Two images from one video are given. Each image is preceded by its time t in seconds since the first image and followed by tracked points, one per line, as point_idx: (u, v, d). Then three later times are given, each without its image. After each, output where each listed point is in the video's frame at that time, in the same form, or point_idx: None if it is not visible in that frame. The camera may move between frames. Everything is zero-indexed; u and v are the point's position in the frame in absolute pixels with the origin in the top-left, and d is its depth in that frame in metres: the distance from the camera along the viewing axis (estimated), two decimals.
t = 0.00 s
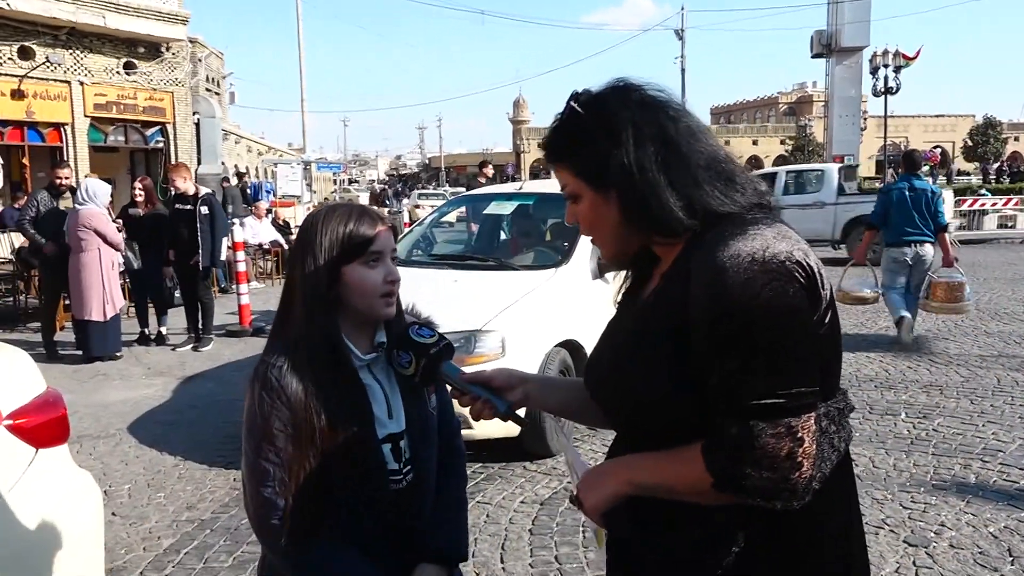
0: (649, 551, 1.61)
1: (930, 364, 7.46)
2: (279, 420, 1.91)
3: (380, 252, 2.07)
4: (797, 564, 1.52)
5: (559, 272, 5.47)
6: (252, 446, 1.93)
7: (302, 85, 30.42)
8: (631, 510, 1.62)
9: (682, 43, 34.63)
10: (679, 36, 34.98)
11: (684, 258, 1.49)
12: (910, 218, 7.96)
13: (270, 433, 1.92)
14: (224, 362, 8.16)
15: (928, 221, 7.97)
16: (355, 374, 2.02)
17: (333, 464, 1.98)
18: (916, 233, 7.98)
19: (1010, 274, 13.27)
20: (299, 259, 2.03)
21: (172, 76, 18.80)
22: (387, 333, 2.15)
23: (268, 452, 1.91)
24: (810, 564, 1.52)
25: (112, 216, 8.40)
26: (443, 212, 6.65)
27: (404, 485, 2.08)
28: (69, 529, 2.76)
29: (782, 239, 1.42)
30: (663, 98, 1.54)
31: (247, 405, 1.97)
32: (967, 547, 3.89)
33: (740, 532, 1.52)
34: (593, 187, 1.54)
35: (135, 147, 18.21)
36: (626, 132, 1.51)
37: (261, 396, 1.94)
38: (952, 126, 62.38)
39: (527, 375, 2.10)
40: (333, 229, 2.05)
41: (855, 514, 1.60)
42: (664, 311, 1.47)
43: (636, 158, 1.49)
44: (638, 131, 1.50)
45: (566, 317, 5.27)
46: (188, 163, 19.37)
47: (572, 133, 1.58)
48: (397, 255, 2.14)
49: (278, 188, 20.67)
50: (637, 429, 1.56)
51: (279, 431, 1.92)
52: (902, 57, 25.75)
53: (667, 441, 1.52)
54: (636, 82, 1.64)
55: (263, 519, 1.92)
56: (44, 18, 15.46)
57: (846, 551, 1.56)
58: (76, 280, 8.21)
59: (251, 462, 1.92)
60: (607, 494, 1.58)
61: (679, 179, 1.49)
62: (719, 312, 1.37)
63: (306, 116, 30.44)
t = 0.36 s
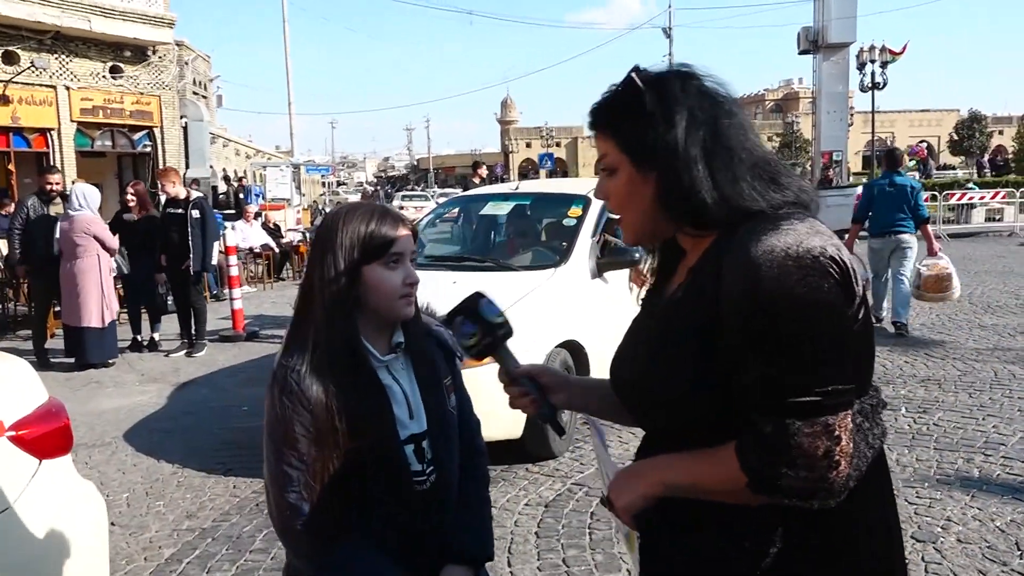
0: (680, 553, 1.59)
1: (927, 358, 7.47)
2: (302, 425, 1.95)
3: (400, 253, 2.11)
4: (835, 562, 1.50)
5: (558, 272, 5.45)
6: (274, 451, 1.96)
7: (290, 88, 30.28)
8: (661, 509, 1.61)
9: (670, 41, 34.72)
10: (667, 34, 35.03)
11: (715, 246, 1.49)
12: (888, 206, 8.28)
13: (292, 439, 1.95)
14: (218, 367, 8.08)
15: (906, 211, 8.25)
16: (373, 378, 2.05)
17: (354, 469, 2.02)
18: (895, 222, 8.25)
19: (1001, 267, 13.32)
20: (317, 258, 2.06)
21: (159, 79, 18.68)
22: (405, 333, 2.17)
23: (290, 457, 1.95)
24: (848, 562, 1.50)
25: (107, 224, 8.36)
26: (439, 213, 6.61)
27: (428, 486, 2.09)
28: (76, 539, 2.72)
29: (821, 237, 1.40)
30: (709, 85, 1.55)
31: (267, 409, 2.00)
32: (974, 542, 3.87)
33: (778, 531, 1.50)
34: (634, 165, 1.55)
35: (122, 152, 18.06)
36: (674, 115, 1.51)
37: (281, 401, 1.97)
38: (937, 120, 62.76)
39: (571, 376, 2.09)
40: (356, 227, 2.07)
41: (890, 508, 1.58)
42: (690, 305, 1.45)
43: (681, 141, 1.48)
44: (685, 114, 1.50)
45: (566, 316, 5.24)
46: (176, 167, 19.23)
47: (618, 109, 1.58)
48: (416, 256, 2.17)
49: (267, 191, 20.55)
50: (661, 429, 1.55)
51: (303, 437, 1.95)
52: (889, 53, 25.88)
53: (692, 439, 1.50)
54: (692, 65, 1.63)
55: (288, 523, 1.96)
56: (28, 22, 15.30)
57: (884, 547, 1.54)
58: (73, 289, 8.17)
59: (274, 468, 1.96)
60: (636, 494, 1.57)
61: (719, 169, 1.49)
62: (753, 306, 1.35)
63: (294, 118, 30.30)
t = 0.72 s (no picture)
0: (692, 555, 1.66)
1: (910, 366, 7.54)
2: (310, 429, 1.99)
3: (415, 261, 2.19)
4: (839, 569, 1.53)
5: (547, 279, 5.46)
6: (284, 455, 2.00)
7: (269, 96, 30.08)
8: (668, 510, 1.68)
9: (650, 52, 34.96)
10: (647, 44, 35.19)
11: (744, 251, 1.58)
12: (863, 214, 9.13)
13: (301, 442, 1.99)
14: (200, 377, 8.00)
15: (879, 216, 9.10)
16: (384, 382, 2.12)
17: (365, 473, 2.08)
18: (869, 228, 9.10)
19: (978, 276, 13.49)
20: (334, 261, 2.13)
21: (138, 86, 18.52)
22: (415, 339, 2.24)
23: (300, 461, 1.98)
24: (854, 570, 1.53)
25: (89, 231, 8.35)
26: (425, 220, 6.59)
27: (437, 490, 2.17)
28: (72, 548, 2.73)
29: (843, 243, 1.47)
30: (739, 92, 1.64)
31: (277, 413, 2.04)
32: (963, 547, 3.91)
33: (787, 542, 1.55)
34: (661, 168, 1.65)
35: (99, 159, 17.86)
36: (704, 117, 1.61)
37: (291, 405, 2.01)
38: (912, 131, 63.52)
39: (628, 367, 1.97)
40: (376, 231, 2.15)
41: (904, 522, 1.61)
42: (714, 314, 1.55)
43: (708, 144, 1.59)
44: (714, 118, 1.60)
45: (556, 325, 5.25)
46: (155, 174, 19.06)
47: (647, 115, 1.69)
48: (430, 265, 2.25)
49: (247, 200, 20.40)
50: (685, 433, 1.64)
51: (311, 442, 1.99)
52: (866, 65, 26.23)
53: (714, 446, 1.59)
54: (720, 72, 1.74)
55: (294, 524, 1.99)
56: (5, 28, 15.12)
57: (894, 559, 1.57)
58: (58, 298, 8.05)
59: (284, 472, 2.00)
60: (647, 492, 1.66)
61: (747, 170, 1.58)
62: (780, 313, 1.41)
63: (274, 126, 30.12)
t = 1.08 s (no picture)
0: (696, 551, 1.67)
1: (906, 366, 7.57)
2: (310, 423, 2.00)
3: (421, 259, 2.19)
4: (837, 564, 1.54)
5: (545, 279, 5.46)
6: (284, 448, 2.02)
7: (266, 94, 30.04)
8: (671, 507, 1.70)
9: (647, 52, 34.99)
10: (644, 44, 35.20)
11: (753, 246, 1.59)
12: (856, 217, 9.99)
13: (301, 436, 2.00)
14: (197, 375, 8.00)
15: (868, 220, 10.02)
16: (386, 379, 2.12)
17: (367, 469, 2.09)
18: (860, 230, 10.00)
19: (974, 277, 13.53)
20: (339, 257, 2.15)
21: (135, 84, 18.49)
22: (420, 336, 2.25)
23: (299, 454, 2.00)
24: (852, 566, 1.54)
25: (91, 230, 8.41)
26: (423, 219, 6.60)
27: (436, 487, 2.18)
28: (73, 544, 2.74)
29: (851, 240, 1.48)
30: (748, 90, 1.65)
31: (278, 406, 2.06)
32: (958, 547, 3.92)
33: (788, 539, 1.56)
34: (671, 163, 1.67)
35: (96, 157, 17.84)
36: (714, 113, 1.63)
37: (292, 399, 2.03)
38: (908, 133, 63.63)
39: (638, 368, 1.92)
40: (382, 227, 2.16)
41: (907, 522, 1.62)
42: (721, 311, 1.57)
43: (718, 139, 1.60)
44: (724, 114, 1.61)
45: (554, 324, 5.26)
46: (152, 172, 19.04)
47: (657, 111, 1.71)
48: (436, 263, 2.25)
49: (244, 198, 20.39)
50: (691, 431, 1.65)
51: (311, 436, 2.00)
52: (863, 66, 26.29)
53: (719, 443, 1.60)
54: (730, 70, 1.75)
55: (293, 517, 2.01)
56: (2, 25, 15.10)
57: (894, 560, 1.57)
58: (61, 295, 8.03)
59: (282, 465, 2.01)
60: (651, 487, 1.68)
61: (757, 166, 1.59)
62: (789, 308, 1.43)
63: (270, 125, 30.09)
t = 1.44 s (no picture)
0: (692, 552, 1.68)
1: (903, 369, 7.57)
2: (299, 420, 2.00)
3: (410, 257, 2.20)
4: (834, 562, 1.55)
5: (543, 277, 5.46)
6: (272, 445, 2.02)
7: (268, 89, 30.03)
8: (669, 510, 1.70)
9: (650, 51, 34.99)
10: (645, 43, 35.19)
11: (740, 250, 1.60)
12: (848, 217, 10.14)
13: (289, 432, 2.01)
14: (195, 369, 8.01)
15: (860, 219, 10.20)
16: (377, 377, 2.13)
17: (360, 467, 2.09)
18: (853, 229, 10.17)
19: (973, 280, 13.53)
20: (327, 258, 2.16)
21: (136, 77, 18.48)
22: (409, 335, 2.26)
23: (286, 450, 2.00)
24: (848, 564, 1.54)
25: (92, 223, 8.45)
26: (422, 216, 6.60)
27: (424, 486, 2.19)
28: (65, 538, 2.75)
29: (839, 241, 1.49)
30: (730, 95, 1.66)
31: (266, 404, 2.06)
32: (952, 549, 3.93)
33: (785, 539, 1.57)
34: (653, 170, 1.67)
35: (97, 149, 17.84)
36: (696, 119, 1.63)
37: (280, 396, 2.03)
38: (910, 135, 63.61)
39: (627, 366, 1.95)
40: (369, 227, 2.16)
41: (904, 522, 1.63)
42: (709, 315, 1.57)
43: (701, 145, 1.61)
44: (706, 120, 1.62)
45: (552, 323, 5.26)
46: (152, 166, 19.04)
47: (638, 119, 1.71)
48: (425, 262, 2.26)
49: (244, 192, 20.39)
50: (684, 434, 1.66)
51: (300, 433, 2.00)
52: (866, 67, 26.28)
53: (711, 446, 1.60)
54: (708, 76, 1.76)
55: (282, 515, 2.01)
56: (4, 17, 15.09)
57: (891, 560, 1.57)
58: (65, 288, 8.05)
59: (270, 461, 2.02)
60: (648, 490, 1.68)
61: (741, 171, 1.60)
62: (776, 310, 1.43)
63: (271, 119, 30.09)
